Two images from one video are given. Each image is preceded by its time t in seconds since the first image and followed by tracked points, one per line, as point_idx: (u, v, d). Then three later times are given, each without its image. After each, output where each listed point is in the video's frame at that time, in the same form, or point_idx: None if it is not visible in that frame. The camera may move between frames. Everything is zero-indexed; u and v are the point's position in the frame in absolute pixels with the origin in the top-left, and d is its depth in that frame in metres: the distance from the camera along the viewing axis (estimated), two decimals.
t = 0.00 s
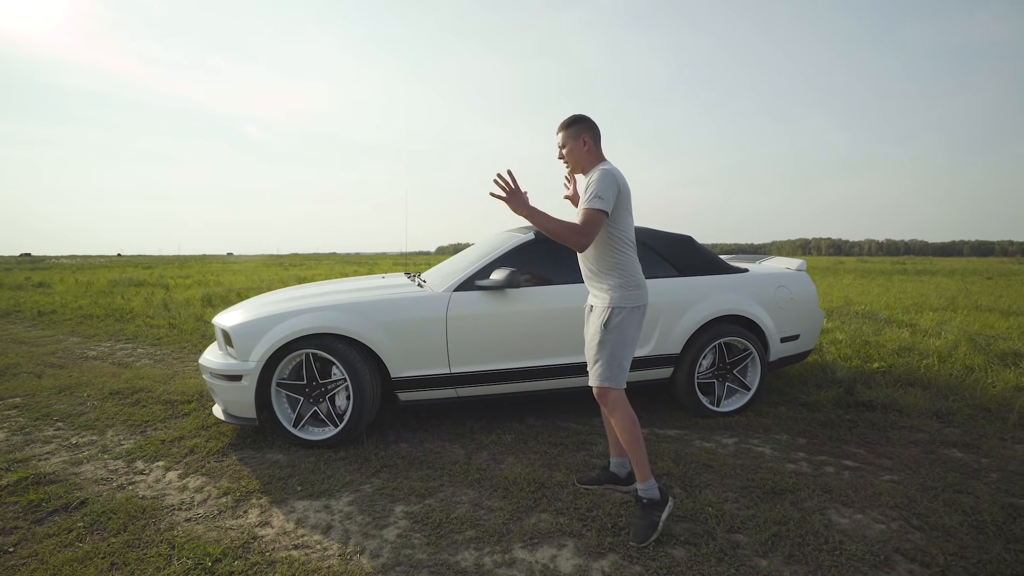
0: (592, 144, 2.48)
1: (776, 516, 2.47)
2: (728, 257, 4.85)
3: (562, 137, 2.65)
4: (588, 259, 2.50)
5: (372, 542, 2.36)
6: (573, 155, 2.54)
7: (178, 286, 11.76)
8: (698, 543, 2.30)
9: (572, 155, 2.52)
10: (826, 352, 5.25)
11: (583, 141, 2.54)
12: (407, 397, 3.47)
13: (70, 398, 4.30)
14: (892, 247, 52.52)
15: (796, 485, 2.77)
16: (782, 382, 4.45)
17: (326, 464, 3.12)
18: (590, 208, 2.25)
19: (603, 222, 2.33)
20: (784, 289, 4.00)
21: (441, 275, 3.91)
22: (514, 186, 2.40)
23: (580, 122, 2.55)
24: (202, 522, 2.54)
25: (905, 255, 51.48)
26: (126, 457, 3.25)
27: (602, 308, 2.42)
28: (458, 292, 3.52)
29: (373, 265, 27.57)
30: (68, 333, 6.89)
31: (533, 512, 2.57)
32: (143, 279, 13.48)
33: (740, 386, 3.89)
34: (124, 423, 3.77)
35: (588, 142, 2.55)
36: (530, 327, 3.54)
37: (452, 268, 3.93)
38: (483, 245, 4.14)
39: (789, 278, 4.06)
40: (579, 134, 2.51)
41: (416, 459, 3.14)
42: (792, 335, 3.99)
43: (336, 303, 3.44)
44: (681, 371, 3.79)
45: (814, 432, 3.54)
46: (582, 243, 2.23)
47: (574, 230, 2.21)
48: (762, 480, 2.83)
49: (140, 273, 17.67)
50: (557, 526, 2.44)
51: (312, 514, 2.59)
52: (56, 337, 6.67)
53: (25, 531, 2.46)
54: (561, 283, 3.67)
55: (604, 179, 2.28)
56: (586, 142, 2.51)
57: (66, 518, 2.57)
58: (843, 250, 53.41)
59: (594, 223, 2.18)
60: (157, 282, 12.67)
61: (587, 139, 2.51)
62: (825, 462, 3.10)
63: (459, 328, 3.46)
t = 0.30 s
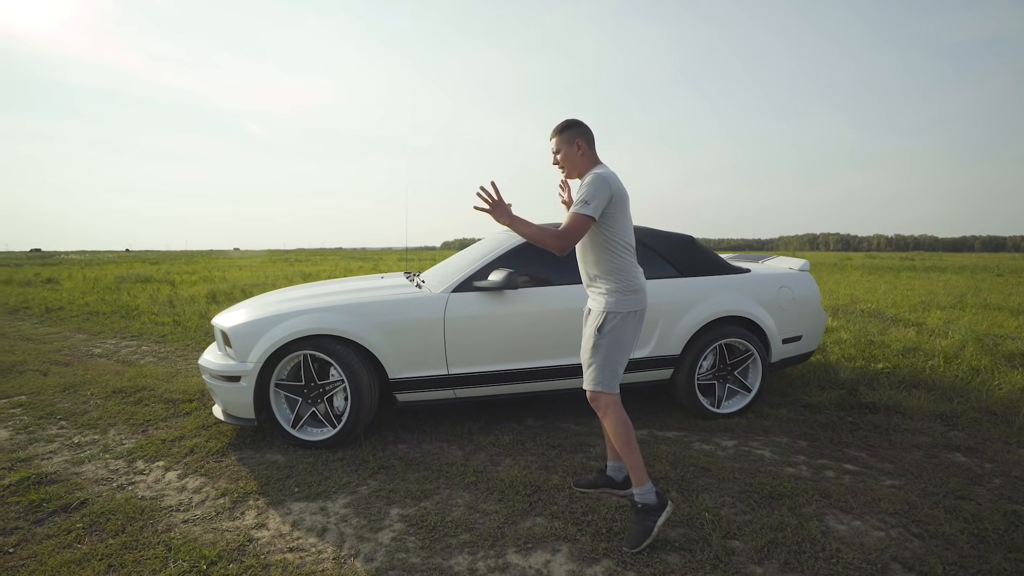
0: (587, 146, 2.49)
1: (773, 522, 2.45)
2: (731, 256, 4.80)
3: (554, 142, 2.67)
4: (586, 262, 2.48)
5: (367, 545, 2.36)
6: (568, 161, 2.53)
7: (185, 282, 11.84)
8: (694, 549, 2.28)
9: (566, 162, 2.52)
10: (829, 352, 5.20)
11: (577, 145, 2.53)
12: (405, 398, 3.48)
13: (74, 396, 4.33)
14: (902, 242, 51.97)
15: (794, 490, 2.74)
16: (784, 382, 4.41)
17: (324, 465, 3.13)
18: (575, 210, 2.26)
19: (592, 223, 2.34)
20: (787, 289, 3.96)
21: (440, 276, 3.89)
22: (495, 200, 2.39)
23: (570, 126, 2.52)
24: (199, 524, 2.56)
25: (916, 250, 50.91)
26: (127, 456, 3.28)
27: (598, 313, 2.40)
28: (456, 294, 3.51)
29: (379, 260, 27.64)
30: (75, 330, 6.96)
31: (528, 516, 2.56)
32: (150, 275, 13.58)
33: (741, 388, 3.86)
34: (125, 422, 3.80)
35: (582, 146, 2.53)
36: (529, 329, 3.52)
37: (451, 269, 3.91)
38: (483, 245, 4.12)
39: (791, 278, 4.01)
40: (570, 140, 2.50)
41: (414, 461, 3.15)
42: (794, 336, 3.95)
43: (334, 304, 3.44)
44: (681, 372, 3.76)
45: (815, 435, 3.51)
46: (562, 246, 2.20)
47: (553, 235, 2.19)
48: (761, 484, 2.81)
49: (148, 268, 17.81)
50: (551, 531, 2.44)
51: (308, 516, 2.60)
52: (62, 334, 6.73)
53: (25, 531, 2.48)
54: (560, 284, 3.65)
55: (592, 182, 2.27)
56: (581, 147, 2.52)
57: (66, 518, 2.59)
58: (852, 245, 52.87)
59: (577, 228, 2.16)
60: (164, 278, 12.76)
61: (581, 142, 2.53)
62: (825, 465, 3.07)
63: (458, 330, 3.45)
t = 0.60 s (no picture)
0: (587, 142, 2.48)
1: (774, 523, 2.43)
2: (738, 252, 4.74)
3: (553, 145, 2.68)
4: (589, 262, 2.47)
5: (368, 541, 2.39)
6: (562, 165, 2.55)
7: (197, 275, 11.98)
8: (693, 550, 2.28)
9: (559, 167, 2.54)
10: (839, 348, 5.13)
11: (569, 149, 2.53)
12: (409, 394, 3.50)
13: (87, 389, 4.42)
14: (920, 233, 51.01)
15: (797, 491, 2.72)
16: (791, 380, 4.36)
17: (328, 460, 3.16)
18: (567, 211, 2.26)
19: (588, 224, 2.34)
20: (794, 286, 3.91)
21: (444, 272, 3.89)
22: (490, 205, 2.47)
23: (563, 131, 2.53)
24: (205, 517, 2.60)
25: (934, 241, 49.93)
26: (137, 449, 3.34)
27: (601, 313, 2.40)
28: (460, 290, 3.51)
29: (389, 251, 27.74)
30: (89, 322, 7.08)
31: (528, 514, 2.58)
32: (164, 267, 13.76)
33: (747, 385, 3.83)
34: (136, 415, 3.87)
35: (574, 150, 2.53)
36: (532, 326, 3.52)
37: (455, 265, 3.91)
38: (488, 241, 4.11)
39: (800, 275, 3.96)
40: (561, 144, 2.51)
41: (417, 457, 3.17)
42: (801, 334, 3.90)
43: (337, 300, 3.46)
44: (685, 370, 3.74)
45: (821, 434, 3.47)
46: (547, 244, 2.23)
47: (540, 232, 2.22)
48: (763, 484, 2.79)
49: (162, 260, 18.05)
50: (551, 529, 2.44)
51: (310, 511, 2.64)
52: (77, 326, 6.86)
53: (38, 523, 2.55)
54: (564, 281, 3.63)
55: (584, 183, 2.26)
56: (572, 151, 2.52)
57: (77, 510, 2.65)
58: (868, 236, 52.02)
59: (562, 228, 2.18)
60: (178, 271, 12.92)
61: (574, 145, 2.53)
62: (830, 465, 3.04)
63: (461, 327, 3.45)
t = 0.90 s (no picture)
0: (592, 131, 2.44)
1: (778, 518, 2.42)
2: (748, 243, 4.68)
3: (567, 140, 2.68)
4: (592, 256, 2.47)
5: (372, 531, 2.42)
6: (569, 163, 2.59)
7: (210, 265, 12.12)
8: (694, 544, 2.28)
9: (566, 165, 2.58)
10: (850, 341, 5.06)
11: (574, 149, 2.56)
12: (415, 386, 3.52)
13: (102, 378, 4.51)
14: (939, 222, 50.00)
15: (802, 486, 2.70)
16: (800, 373, 4.32)
17: (335, 450, 3.20)
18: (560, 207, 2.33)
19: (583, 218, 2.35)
20: (804, 279, 3.86)
21: (450, 264, 3.89)
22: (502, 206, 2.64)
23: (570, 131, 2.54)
24: (214, 506, 2.65)
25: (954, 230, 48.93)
26: (150, 438, 3.41)
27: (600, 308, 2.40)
28: (465, 283, 3.52)
29: (400, 241, 27.80)
30: (105, 312, 7.21)
31: (531, 506, 2.59)
32: (177, 257, 13.92)
33: (755, 378, 3.80)
34: (149, 405, 3.94)
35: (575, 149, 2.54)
36: (537, 318, 3.51)
37: (461, 257, 3.91)
38: (494, 233, 4.10)
39: (810, 267, 3.90)
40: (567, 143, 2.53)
41: (422, 448, 3.20)
42: (811, 327, 3.86)
43: (343, 292, 3.48)
44: (692, 362, 3.72)
45: (829, 428, 3.44)
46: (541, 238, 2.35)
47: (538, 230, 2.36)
48: (768, 479, 2.78)
49: (176, 250, 18.28)
50: (553, 521, 2.46)
51: (317, 501, 2.68)
52: (93, 316, 6.99)
53: (54, 509, 2.62)
54: (570, 273, 3.62)
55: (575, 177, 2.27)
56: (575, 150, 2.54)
57: (91, 497, 2.72)
58: (886, 225, 51.08)
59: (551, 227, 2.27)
60: (192, 261, 13.07)
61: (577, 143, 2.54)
62: (837, 461, 3.01)
63: (466, 319, 3.46)
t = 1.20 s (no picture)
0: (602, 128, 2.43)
1: (781, 511, 2.43)
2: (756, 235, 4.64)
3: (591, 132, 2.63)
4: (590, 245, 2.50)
5: (377, 521, 2.45)
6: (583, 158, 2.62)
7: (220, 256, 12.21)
8: (696, 536, 2.29)
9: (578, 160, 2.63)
10: (859, 333, 5.02)
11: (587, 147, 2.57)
12: (420, 377, 3.55)
13: (114, 369, 4.57)
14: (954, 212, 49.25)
15: (806, 479, 2.70)
16: (806, 366, 4.30)
17: (341, 440, 3.24)
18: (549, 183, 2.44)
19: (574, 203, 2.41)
20: (812, 271, 3.82)
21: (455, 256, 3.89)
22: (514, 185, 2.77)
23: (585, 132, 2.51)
24: (223, 495, 2.70)
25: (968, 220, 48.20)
26: (160, 428, 3.46)
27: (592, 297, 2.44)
28: (470, 275, 3.52)
29: (407, 232, 27.84)
30: (117, 303, 7.29)
31: (535, 497, 2.61)
32: (186, 248, 14.01)
33: (760, 371, 3.79)
34: (160, 395, 4.00)
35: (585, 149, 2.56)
36: (542, 310, 3.52)
37: (467, 249, 3.91)
38: (499, 225, 4.09)
39: (817, 259, 3.87)
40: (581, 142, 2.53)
41: (427, 439, 3.23)
42: (818, 320, 3.83)
43: (347, 285, 3.50)
44: (697, 354, 3.71)
45: (835, 421, 3.43)
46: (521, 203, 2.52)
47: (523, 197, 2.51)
48: (772, 472, 2.78)
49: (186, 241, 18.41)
50: (556, 512, 2.48)
51: (323, 491, 2.71)
52: (104, 307, 7.07)
53: (68, 497, 2.68)
54: (575, 265, 3.61)
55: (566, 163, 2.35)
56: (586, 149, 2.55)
57: (104, 485, 2.78)
58: (898, 216, 50.43)
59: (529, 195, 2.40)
60: (201, 252, 13.16)
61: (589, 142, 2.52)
62: (842, 453, 3.01)
63: (471, 310, 3.47)
